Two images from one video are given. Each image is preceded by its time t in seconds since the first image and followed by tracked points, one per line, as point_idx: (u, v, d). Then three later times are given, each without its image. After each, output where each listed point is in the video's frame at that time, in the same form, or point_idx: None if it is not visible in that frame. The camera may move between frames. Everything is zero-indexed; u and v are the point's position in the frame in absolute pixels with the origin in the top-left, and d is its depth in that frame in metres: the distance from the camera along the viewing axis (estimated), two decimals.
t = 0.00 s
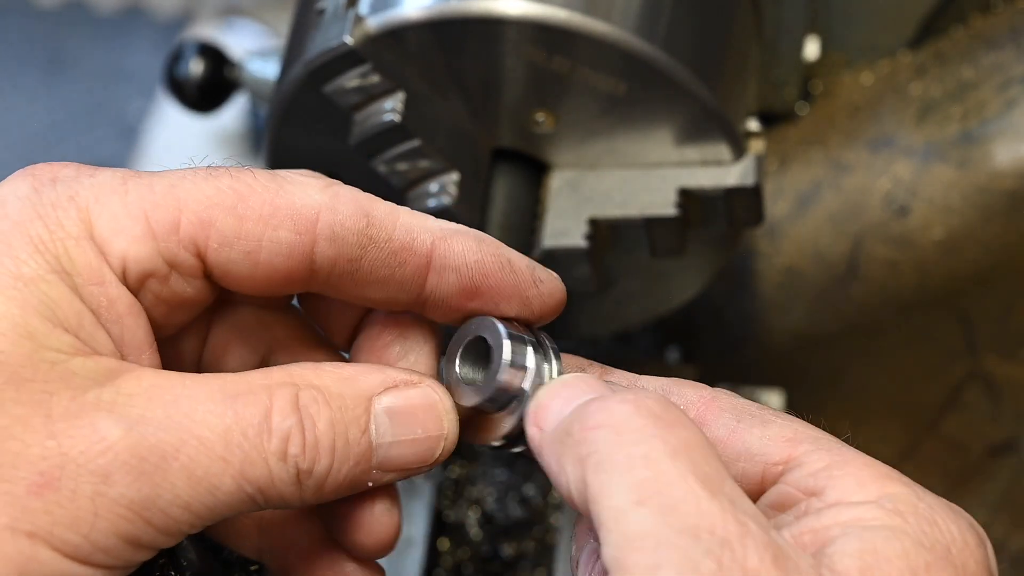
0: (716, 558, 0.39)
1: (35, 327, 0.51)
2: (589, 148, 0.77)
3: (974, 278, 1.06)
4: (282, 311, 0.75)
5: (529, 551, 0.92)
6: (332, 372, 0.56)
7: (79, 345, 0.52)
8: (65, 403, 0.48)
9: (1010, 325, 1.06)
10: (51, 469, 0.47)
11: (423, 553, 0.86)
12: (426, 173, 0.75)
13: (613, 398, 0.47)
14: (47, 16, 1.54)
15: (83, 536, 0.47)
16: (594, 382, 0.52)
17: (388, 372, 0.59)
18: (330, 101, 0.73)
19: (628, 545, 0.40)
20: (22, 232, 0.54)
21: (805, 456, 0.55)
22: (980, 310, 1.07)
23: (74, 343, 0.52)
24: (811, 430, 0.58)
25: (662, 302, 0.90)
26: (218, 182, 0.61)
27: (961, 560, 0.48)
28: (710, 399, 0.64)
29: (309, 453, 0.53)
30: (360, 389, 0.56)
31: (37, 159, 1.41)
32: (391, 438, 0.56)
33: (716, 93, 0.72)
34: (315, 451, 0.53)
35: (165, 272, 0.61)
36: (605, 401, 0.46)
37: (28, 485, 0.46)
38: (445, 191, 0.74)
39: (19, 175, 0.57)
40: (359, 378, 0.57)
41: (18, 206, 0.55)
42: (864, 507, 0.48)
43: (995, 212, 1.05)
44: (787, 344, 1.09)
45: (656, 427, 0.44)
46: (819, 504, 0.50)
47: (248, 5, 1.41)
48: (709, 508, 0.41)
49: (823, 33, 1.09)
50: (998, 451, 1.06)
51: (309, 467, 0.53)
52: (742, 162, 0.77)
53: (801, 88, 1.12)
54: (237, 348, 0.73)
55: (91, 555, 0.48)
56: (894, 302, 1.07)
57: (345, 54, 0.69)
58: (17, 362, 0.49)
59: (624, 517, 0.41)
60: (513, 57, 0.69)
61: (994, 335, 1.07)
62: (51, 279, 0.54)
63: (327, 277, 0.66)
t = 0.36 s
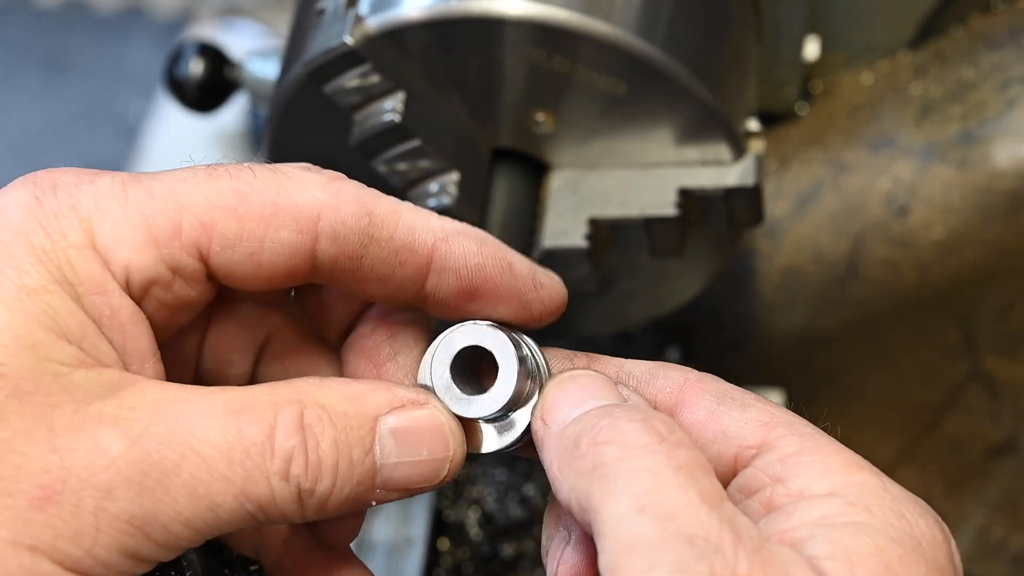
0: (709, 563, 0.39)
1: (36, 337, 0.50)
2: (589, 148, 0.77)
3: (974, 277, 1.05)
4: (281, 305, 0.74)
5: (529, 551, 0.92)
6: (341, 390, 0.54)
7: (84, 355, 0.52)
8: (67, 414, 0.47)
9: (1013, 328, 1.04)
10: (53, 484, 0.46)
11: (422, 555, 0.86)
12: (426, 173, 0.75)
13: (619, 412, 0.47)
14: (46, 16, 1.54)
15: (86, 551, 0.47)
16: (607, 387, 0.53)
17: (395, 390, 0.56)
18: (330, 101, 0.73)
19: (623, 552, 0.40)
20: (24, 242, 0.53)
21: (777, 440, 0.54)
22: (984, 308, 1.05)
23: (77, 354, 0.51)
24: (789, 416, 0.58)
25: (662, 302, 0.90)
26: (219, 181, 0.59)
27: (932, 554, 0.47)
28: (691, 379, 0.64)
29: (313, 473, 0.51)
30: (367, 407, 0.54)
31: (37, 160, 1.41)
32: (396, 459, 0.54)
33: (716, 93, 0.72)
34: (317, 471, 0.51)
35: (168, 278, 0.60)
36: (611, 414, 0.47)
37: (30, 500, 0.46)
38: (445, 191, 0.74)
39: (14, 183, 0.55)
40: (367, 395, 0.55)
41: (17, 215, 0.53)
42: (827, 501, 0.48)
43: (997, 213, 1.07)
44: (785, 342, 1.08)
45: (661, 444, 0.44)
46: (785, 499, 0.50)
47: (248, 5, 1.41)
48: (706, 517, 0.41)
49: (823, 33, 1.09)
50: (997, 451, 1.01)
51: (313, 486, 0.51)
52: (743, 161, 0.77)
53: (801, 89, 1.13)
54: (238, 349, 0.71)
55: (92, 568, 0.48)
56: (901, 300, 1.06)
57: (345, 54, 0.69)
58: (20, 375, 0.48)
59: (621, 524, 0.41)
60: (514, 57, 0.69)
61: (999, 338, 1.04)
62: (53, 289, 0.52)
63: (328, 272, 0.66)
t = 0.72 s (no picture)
0: (712, 560, 0.39)
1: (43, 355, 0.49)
2: (589, 148, 0.77)
3: (974, 278, 1.07)
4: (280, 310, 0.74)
5: (529, 552, 0.92)
6: (349, 402, 0.54)
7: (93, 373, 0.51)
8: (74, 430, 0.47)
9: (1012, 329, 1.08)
10: (59, 504, 0.45)
11: (422, 556, 0.86)
12: (426, 173, 0.74)
13: (612, 392, 0.45)
14: (47, 16, 1.54)
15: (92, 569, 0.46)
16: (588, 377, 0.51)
17: (405, 402, 0.56)
18: (330, 101, 0.73)
19: (622, 542, 0.40)
20: (27, 257, 0.52)
21: (772, 444, 0.55)
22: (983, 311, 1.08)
23: (86, 372, 0.50)
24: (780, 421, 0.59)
25: (662, 302, 0.90)
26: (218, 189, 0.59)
27: (929, 557, 0.48)
28: (685, 386, 0.64)
29: (318, 486, 0.51)
30: (378, 419, 0.54)
31: (37, 160, 1.41)
32: (404, 471, 0.54)
33: (717, 93, 0.72)
34: (323, 485, 0.51)
35: (172, 290, 0.59)
36: (602, 395, 0.45)
37: (37, 520, 0.45)
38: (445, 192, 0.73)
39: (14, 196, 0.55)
40: (377, 408, 0.55)
41: (20, 230, 0.53)
42: (828, 501, 0.48)
43: (998, 213, 1.06)
44: (788, 343, 1.09)
45: (658, 424, 0.43)
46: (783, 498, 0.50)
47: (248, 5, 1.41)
48: (707, 508, 0.40)
49: (823, 33, 1.09)
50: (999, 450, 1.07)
51: (319, 499, 0.51)
52: (743, 161, 0.77)
53: (801, 89, 1.13)
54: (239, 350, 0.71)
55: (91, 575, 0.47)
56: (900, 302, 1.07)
57: (345, 54, 0.69)
58: (25, 392, 0.47)
59: (620, 512, 0.40)
60: (514, 57, 0.69)
61: (998, 339, 1.08)
62: (58, 305, 0.52)
63: (328, 275, 0.66)
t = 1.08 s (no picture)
0: (706, 562, 0.38)
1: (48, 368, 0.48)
2: (589, 147, 0.77)
3: (977, 278, 1.06)
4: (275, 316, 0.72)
5: (529, 551, 0.92)
6: (363, 418, 0.53)
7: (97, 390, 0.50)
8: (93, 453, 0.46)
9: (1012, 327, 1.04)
10: (80, 535, 0.44)
11: (422, 556, 0.86)
12: (426, 173, 0.74)
13: (593, 380, 0.44)
14: (46, 16, 1.54)
15: None
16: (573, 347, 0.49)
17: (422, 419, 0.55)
18: (330, 101, 0.73)
19: (613, 542, 0.39)
20: (36, 280, 0.50)
21: (772, 447, 0.55)
22: (982, 309, 1.06)
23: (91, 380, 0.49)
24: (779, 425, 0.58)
25: (663, 303, 0.90)
26: (226, 202, 0.58)
27: (925, 560, 0.48)
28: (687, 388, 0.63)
29: (335, 509, 0.50)
30: (391, 436, 0.53)
31: (37, 160, 1.41)
32: (419, 489, 0.53)
33: (716, 93, 0.72)
34: (339, 506, 0.50)
35: (182, 307, 0.58)
36: (585, 380, 0.44)
37: (57, 553, 0.44)
38: (445, 192, 0.73)
39: (13, 217, 0.53)
40: (391, 423, 0.53)
41: (28, 251, 0.51)
42: (825, 503, 0.48)
43: (998, 214, 1.07)
44: (787, 342, 1.08)
45: (646, 418, 0.41)
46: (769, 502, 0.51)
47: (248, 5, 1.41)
48: (699, 506, 0.39)
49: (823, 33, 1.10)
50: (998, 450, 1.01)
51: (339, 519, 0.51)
52: (743, 161, 0.77)
53: (801, 89, 1.13)
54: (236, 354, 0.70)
55: None
56: (899, 299, 1.07)
57: (346, 54, 0.69)
58: (39, 424, 0.46)
59: (611, 512, 0.39)
60: (514, 57, 0.69)
61: (997, 339, 1.04)
62: (69, 331, 0.50)
63: (335, 287, 0.66)
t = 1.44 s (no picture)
0: (886, 526, 0.39)
1: None
2: (589, 148, 0.77)
3: (977, 276, 1.05)
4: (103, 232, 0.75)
5: (529, 551, 0.92)
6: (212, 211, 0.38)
7: None
8: None
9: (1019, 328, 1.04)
10: None
11: (423, 554, 0.87)
12: (427, 173, 0.75)
13: (844, 324, 0.45)
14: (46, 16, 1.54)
15: None
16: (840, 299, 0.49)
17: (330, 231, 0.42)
18: (331, 100, 0.74)
19: (805, 479, 0.41)
20: None
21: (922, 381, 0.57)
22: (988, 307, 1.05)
23: None
24: None
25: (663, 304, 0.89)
26: (176, 71, 0.71)
27: None
28: (963, 352, 0.64)
29: (175, 236, 0.58)
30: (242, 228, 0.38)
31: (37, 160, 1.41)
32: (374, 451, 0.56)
33: (717, 93, 0.72)
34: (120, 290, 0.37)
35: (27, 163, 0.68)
36: (835, 324, 0.45)
37: None
38: (445, 191, 0.74)
39: None
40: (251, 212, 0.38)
41: None
42: None
43: (998, 214, 1.05)
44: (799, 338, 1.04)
45: (881, 369, 0.42)
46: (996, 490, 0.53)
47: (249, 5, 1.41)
48: (898, 468, 0.41)
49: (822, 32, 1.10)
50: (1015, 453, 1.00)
51: (171, 262, 0.59)
52: (743, 161, 0.76)
53: (801, 88, 1.13)
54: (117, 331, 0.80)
55: None
56: (910, 299, 1.06)
57: (345, 55, 0.69)
58: None
59: (817, 456, 0.41)
60: (513, 56, 0.68)
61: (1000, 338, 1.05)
62: None
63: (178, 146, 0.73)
